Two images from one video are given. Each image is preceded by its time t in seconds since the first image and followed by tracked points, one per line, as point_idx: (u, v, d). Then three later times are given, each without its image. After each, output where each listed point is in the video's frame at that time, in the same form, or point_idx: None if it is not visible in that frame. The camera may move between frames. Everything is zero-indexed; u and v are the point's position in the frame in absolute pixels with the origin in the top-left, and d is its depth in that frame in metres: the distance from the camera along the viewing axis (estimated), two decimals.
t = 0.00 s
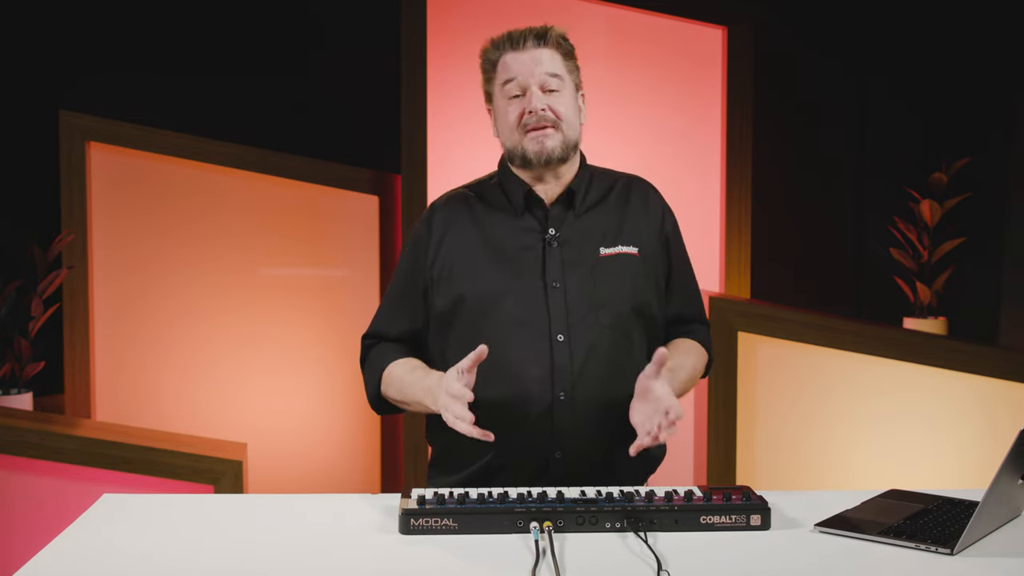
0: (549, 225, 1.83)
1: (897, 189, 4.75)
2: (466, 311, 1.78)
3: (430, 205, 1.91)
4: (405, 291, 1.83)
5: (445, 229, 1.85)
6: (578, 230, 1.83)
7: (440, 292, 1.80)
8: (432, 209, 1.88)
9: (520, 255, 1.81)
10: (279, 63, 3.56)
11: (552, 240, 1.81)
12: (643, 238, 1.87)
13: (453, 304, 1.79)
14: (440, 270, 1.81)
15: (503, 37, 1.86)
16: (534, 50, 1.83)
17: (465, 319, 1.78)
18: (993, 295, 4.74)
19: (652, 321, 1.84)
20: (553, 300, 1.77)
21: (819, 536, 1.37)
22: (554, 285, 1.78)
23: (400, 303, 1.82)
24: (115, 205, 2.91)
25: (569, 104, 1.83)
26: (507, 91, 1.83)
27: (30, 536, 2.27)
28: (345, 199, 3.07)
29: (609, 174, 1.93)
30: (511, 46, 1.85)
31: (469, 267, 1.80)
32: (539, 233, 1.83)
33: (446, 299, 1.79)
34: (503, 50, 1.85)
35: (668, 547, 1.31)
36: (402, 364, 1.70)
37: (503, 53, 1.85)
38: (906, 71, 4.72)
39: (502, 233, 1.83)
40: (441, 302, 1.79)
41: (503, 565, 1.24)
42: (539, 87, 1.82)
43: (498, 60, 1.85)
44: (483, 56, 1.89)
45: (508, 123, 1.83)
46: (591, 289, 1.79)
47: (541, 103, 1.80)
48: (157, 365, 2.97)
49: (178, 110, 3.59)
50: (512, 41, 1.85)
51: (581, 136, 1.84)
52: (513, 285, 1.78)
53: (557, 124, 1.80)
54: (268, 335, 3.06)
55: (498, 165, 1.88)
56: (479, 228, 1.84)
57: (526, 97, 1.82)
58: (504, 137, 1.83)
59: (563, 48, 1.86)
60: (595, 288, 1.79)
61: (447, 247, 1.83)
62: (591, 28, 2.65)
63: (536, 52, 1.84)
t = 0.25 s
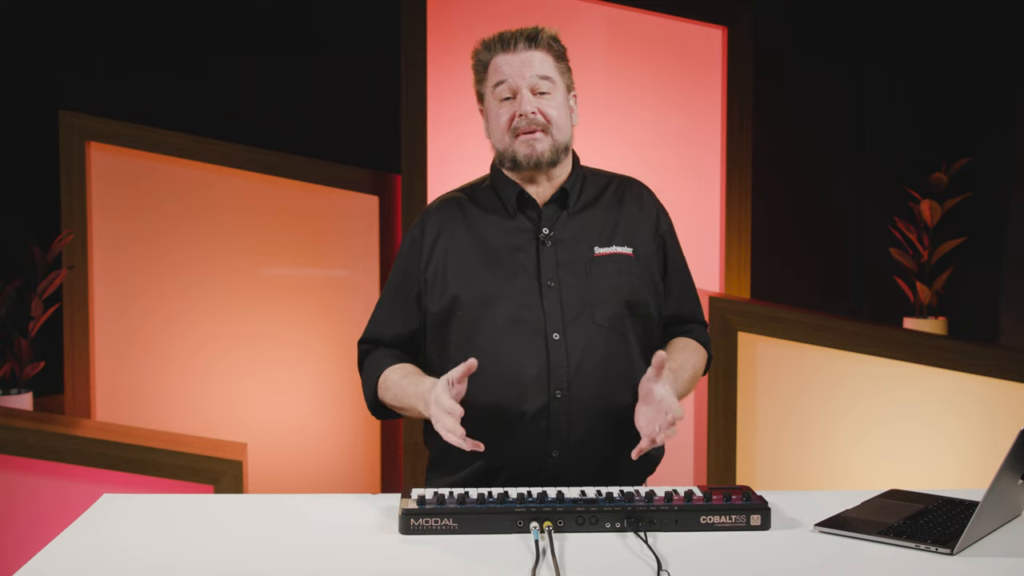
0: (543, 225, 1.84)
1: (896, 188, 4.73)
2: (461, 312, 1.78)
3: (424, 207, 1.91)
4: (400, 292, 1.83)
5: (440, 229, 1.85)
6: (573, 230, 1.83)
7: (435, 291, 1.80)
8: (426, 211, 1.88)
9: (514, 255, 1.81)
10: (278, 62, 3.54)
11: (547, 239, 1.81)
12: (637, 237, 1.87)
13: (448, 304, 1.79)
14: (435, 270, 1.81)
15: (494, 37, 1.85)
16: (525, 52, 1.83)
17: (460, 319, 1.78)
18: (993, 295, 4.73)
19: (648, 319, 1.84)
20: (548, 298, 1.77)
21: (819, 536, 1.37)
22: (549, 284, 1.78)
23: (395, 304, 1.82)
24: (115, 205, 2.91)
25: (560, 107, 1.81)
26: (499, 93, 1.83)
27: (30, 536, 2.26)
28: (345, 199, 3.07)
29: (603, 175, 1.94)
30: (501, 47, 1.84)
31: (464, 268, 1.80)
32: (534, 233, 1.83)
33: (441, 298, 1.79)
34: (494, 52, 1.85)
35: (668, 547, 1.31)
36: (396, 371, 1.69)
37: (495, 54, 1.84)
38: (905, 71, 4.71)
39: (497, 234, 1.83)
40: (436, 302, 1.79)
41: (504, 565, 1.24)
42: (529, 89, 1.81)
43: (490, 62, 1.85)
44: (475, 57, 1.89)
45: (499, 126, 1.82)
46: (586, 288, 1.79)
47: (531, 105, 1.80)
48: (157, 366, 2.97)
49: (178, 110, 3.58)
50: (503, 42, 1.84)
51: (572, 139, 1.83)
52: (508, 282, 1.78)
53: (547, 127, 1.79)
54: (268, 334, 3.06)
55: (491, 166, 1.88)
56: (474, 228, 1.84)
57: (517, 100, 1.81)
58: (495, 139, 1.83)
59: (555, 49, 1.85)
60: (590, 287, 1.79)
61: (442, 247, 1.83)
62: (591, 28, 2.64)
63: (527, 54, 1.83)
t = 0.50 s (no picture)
0: (542, 227, 1.84)
1: (896, 188, 4.73)
2: (458, 313, 1.78)
3: (423, 208, 1.91)
4: (398, 293, 1.83)
5: (438, 230, 1.85)
6: (571, 232, 1.83)
7: (433, 291, 1.80)
8: (425, 212, 1.88)
9: (512, 256, 1.81)
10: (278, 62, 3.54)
11: (545, 241, 1.81)
12: (635, 241, 1.87)
13: (446, 304, 1.79)
14: (433, 271, 1.81)
15: (498, 35, 1.83)
16: (529, 52, 1.81)
17: (457, 321, 1.78)
18: (993, 295, 4.73)
19: (646, 322, 1.84)
20: (546, 300, 1.77)
21: (819, 536, 1.37)
22: (547, 286, 1.78)
23: (393, 305, 1.82)
24: (115, 205, 2.91)
25: (561, 110, 1.80)
26: (499, 94, 1.81)
27: (30, 536, 2.26)
28: (345, 199, 3.07)
29: (603, 178, 1.94)
30: (505, 47, 1.82)
31: (462, 269, 1.80)
32: (532, 234, 1.83)
33: (439, 298, 1.79)
34: (497, 51, 1.83)
35: (668, 547, 1.31)
36: (390, 375, 1.69)
37: (497, 53, 1.82)
38: (905, 71, 4.71)
39: (495, 235, 1.83)
40: (434, 303, 1.79)
41: (504, 565, 1.24)
42: (531, 91, 1.79)
43: (493, 61, 1.83)
44: (478, 54, 1.87)
45: (499, 126, 1.81)
46: (584, 290, 1.79)
47: (532, 108, 1.78)
48: (157, 366, 2.97)
49: (178, 110, 3.58)
50: (506, 42, 1.83)
51: (572, 142, 1.83)
52: (506, 284, 1.78)
53: (547, 131, 1.78)
54: (268, 334, 3.06)
55: (490, 167, 1.88)
56: (472, 230, 1.84)
57: (518, 101, 1.80)
58: (495, 139, 1.83)
59: (558, 51, 1.83)
60: (587, 289, 1.79)
61: (440, 248, 1.83)
62: (591, 28, 2.64)
63: (530, 54, 1.81)
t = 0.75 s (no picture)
0: (544, 227, 1.83)
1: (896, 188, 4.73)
2: (459, 314, 1.78)
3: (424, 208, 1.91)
4: (398, 293, 1.83)
5: (439, 231, 1.85)
6: (573, 233, 1.83)
7: (434, 291, 1.80)
8: (427, 212, 1.88)
9: (514, 257, 1.81)
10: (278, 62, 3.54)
11: (546, 241, 1.81)
12: (637, 243, 1.87)
13: (446, 304, 1.79)
14: (433, 271, 1.81)
15: (489, 39, 1.81)
16: (517, 58, 1.79)
17: (458, 321, 1.78)
18: (993, 295, 4.73)
19: (647, 325, 1.84)
20: (547, 301, 1.77)
21: (819, 536, 1.37)
22: (548, 287, 1.78)
23: (393, 305, 1.82)
24: (115, 205, 2.91)
25: (550, 115, 1.78)
26: (488, 99, 1.80)
27: (30, 537, 2.26)
28: (345, 199, 3.08)
29: (606, 180, 1.94)
30: (495, 51, 1.80)
31: (463, 269, 1.80)
32: (534, 235, 1.83)
33: (440, 298, 1.79)
34: (489, 55, 1.81)
35: (668, 547, 1.31)
36: (383, 364, 1.71)
37: (488, 58, 1.81)
38: (905, 71, 4.71)
39: (496, 236, 1.83)
40: (434, 303, 1.79)
41: (504, 565, 1.24)
42: (518, 97, 1.78)
43: (483, 65, 1.82)
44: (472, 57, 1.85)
45: (488, 132, 1.81)
46: (585, 291, 1.79)
47: (519, 114, 1.77)
48: (157, 366, 2.97)
49: (178, 110, 3.58)
50: (496, 46, 1.80)
51: (564, 146, 1.81)
52: (506, 284, 1.78)
53: (535, 137, 1.77)
54: (269, 335, 3.06)
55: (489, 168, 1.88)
56: (474, 230, 1.84)
57: (505, 107, 1.78)
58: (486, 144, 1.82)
59: (549, 55, 1.81)
60: (589, 290, 1.79)
61: (441, 249, 1.83)
62: (591, 28, 2.64)
63: (519, 60, 1.79)
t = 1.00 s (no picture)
0: (544, 223, 1.83)
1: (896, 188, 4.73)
2: (460, 310, 1.78)
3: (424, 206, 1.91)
4: (398, 290, 1.83)
5: (440, 228, 1.85)
6: (573, 229, 1.83)
7: (434, 288, 1.80)
8: (427, 209, 1.88)
9: (514, 253, 1.81)
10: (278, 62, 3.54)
11: (547, 237, 1.81)
12: (638, 239, 1.87)
13: (447, 301, 1.79)
14: (433, 268, 1.81)
15: (492, 40, 1.81)
16: (522, 59, 1.79)
17: (459, 317, 1.78)
18: (993, 295, 4.72)
19: (648, 320, 1.84)
20: (547, 296, 1.77)
21: (819, 536, 1.37)
22: (549, 282, 1.78)
23: (394, 302, 1.82)
24: (115, 205, 2.91)
25: (555, 116, 1.79)
26: (493, 101, 1.80)
27: (30, 537, 2.26)
28: (345, 199, 3.08)
29: (607, 177, 1.94)
30: (498, 53, 1.80)
31: (463, 266, 1.80)
32: (534, 231, 1.83)
33: (440, 295, 1.79)
34: (492, 56, 1.80)
35: (668, 547, 1.31)
36: (378, 372, 1.71)
37: (491, 59, 1.80)
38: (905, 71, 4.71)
39: (496, 232, 1.83)
40: (434, 299, 1.79)
41: (504, 565, 1.24)
42: (524, 99, 1.78)
43: (486, 66, 1.81)
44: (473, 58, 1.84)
45: (493, 133, 1.81)
46: (586, 287, 1.79)
47: (525, 116, 1.77)
48: (157, 366, 2.97)
49: (178, 110, 3.58)
50: (500, 47, 1.80)
51: (569, 147, 1.82)
52: (507, 280, 1.78)
53: (542, 139, 1.78)
54: (268, 334, 3.07)
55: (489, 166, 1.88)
56: (474, 227, 1.84)
57: (511, 109, 1.78)
58: (490, 145, 1.82)
59: (553, 56, 1.81)
60: (589, 286, 1.79)
61: (441, 245, 1.83)
62: (591, 28, 2.64)
63: (523, 61, 1.79)
